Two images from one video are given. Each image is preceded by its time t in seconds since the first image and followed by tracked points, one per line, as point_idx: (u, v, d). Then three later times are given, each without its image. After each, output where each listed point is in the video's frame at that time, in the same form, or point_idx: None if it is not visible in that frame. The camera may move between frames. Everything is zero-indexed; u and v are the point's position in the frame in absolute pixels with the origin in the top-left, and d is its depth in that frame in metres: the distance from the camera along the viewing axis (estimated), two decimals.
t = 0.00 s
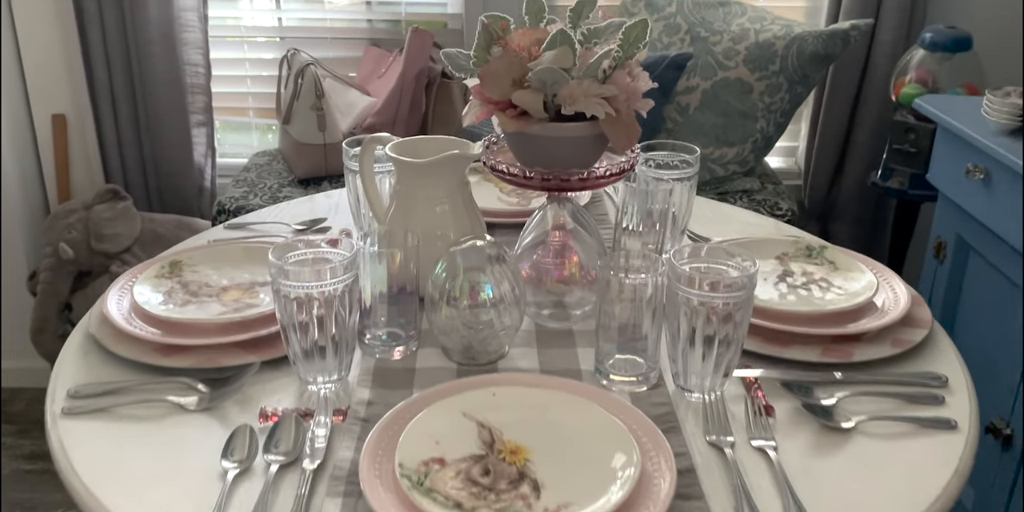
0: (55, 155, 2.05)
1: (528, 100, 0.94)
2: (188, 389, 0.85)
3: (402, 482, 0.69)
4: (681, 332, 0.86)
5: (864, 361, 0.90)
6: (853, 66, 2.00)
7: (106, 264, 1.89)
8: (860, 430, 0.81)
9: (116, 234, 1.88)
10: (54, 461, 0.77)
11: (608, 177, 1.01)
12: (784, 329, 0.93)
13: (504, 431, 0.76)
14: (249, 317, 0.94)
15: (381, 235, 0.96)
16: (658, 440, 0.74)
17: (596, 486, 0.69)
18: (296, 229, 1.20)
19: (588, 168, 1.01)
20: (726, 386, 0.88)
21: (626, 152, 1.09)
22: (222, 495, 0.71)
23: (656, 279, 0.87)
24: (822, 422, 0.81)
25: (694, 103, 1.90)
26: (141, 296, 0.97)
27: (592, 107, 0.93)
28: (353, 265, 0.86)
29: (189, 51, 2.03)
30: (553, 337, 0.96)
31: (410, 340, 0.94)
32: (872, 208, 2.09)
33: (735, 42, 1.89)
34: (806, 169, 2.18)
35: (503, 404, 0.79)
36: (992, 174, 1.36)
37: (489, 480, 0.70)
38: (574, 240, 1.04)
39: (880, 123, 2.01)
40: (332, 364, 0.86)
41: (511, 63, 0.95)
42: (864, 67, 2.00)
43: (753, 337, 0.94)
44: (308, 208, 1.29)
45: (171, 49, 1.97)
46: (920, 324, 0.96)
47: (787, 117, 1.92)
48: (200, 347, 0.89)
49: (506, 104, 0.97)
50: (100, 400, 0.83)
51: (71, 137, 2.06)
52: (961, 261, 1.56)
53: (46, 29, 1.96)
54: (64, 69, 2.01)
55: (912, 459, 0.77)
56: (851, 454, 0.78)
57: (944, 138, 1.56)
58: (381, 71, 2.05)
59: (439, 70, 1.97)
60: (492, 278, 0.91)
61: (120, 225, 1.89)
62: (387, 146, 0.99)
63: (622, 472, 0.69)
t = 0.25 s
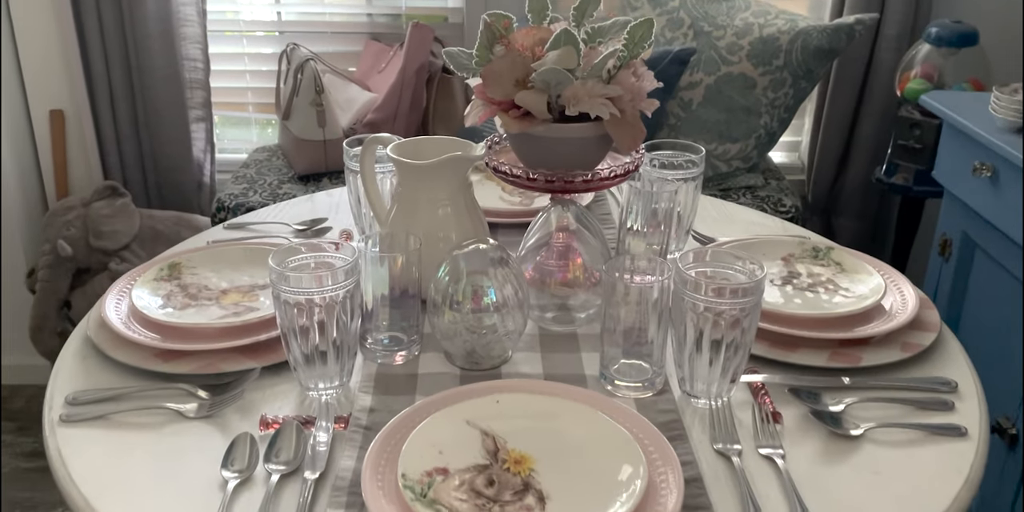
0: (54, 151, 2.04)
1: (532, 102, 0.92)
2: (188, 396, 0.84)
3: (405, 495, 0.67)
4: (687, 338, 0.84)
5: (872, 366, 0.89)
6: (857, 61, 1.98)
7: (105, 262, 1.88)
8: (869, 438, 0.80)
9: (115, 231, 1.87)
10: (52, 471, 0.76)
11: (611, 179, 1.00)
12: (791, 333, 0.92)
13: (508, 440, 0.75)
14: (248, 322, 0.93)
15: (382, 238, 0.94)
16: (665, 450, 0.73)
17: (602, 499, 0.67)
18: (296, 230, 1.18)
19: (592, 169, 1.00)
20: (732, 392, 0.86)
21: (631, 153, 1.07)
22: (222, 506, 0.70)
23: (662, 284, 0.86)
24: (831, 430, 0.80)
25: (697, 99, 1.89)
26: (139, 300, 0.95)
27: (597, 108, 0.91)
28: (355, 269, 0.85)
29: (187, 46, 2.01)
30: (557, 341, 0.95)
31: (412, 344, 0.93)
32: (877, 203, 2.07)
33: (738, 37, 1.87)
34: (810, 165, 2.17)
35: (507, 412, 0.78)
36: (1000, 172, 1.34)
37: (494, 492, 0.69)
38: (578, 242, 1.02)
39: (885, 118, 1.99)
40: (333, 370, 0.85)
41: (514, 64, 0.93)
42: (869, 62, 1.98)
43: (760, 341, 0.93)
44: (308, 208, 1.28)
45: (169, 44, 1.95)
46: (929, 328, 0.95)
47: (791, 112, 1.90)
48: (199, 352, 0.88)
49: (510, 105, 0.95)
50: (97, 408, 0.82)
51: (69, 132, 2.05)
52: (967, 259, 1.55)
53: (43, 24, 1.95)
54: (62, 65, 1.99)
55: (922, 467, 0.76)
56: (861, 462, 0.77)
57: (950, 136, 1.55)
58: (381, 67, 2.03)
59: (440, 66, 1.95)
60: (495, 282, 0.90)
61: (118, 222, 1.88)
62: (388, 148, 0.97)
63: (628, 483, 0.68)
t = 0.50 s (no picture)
0: (51, 141, 2.03)
1: (534, 96, 0.91)
2: (188, 395, 0.83)
3: (408, 499, 0.67)
4: (692, 336, 0.84)
5: (879, 363, 0.88)
6: (861, 50, 1.97)
7: (104, 253, 1.87)
8: (876, 437, 0.79)
9: (114, 222, 1.87)
10: (51, 472, 0.75)
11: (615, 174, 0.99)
12: (797, 330, 0.91)
13: (511, 441, 0.74)
14: (249, 320, 0.92)
15: (384, 234, 0.92)
16: (671, 452, 0.72)
17: (607, 502, 0.67)
18: (296, 224, 1.17)
19: (596, 164, 0.99)
20: (738, 391, 0.86)
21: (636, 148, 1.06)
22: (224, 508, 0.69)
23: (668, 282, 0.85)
24: (838, 429, 0.80)
25: (700, 88, 1.87)
26: (138, 297, 0.94)
27: (601, 103, 0.90)
28: (356, 268, 0.84)
29: (185, 35, 1.99)
30: (560, 338, 0.94)
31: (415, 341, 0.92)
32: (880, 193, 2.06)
33: (741, 26, 1.86)
34: (813, 154, 2.15)
35: (511, 413, 0.77)
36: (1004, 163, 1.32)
37: (498, 494, 0.68)
38: (581, 237, 1.01)
39: (889, 107, 1.97)
40: (335, 369, 0.84)
41: (516, 57, 0.92)
42: (873, 51, 1.97)
43: (765, 338, 0.93)
44: (309, 201, 1.27)
45: (166, 34, 1.93)
46: (936, 324, 0.94)
47: (794, 102, 1.89)
48: (199, 350, 0.87)
49: (511, 99, 0.93)
50: (97, 407, 0.81)
51: (66, 122, 2.03)
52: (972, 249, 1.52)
53: (39, 13, 1.93)
54: (58, 54, 1.97)
55: (930, 467, 0.76)
56: (868, 463, 0.76)
57: (955, 126, 1.53)
58: (381, 55, 2.01)
59: (440, 55, 1.93)
60: (498, 279, 0.89)
61: (117, 213, 1.87)
62: (389, 142, 0.96)
63: (633, 486, 0.67)
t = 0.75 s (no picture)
0: (50, 122, 2.01)
1: (536, 78, 0.90)
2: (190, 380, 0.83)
3: (411, 485, 0.66)
4: (695, 321, 0.83)
5: (883, 347, 0.88)
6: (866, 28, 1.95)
7: (105, 235, 1.86)
8: (880, 422, 0.79)
9: (114, 203, 1.86)
10: (53, 458, 0.75)
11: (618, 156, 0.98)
12: (800, 314, 0.91)
13: (514, 427, 0.74)
14: (250, 304, 0.91)
15: (386, 217, 0.92)
16: (675, 437, 0.72)
17: (611, 488, 0.66)
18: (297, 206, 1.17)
19: (599, 145, 0.98)
20: (742, 375, 0.85)
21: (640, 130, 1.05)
22: (227, 494, 0.69)
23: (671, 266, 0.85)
24: (842, 414, 0.79)
25: (703, 67, 1.85)
26: (139, 281, 0.94)
27: (604, 84, 0.89)
28: (357, 252, 0.83)
29: (183, 14, 1.97)
30: (563, 322, 0.93)
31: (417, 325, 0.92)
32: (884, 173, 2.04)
33: (745, 4, 1.83)
34: (816, 133, 2.14)
35: (514, 398, 0.77)
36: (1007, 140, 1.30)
37: (501, 480, 0.68)
38: (583, 220, 1.00)
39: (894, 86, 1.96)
40: (337, 354, 0.84)
41: (518, 37, 0.90)
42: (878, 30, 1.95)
43: (769, 321, 0.92)
44: (309, 183, 1.26)
45: (164, 12, 1.91)
46: (941, 307, 0.94)
47: (798, 81, 1.87)
48: (201, 335, 0.87)
49: (513, 81, 0.92)
50: (98, 392, 0.81)
51: (64, 102, 2.02)
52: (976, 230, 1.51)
53: None
54: (55, 33, 1.95)
55: (934, 452, 0.75)
56: (872, 447, 0.76)
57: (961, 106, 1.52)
58: (381, 34, 1.99)
59: (440, 34, 1.91)
60: (500, 262, 0.88)
61: (117, 194, 1.86)
62: (390, 124, 0.95)
63: (637, 471, 0.67)
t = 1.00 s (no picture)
0: (49, 109, 2.01)
1: (539, 65, 0.89)
2: (193, 369, 0.83)
3: (414, 475, 0.67)
4: (697, 309, 0.83)
5: (885, 334, 0.88)
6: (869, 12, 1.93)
7: (105, 222, 1.86)
8: (882, 410, 0.79)
9: (114, 191, 1.85)
10: (57, 448, 0.75)
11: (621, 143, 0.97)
12: (802, 301, 0.91)
13: (517, 416, 0.74)
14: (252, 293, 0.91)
15: (388, 206, 0.92)
16: (677, 426, 0.72)
17: (614, 477, 0.66)
18: (298, 194, 1.16)
19: (601, 132, 0.98)
20: (744, 363, 0.85)
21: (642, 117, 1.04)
22: (230, 483, 0.69)
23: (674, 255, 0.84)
24: (844, 402, 0.80)
25: (705, 53, 1.84)
26: (140, 270, 0.94)
27: (605, 72, 0.88)
28: (359, 241, 0.83)
29: None
30: (565, 310, 0.93)
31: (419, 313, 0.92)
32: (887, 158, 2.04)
33: None
34: (818, 119, 2.13)
35: (516, 387, 0.77)
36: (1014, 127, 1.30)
37: (504, 469, 0.68)
38: (584, 208, 1.00)
39: (897, 71, 1.95)
40: (339, 342, 0.84)
41: (518, 23, 0.90)
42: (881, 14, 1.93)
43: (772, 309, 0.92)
44: (310, 171, 1.26)
45: None
46: (943, 295, 0.94)
47: (801, 66, 1.86)
48: (203, 324, 0.87)
49: (515, 68, 0.92)
50: (101, 382, 0.81)
51: (64, 89, 2.01)
52: (977, 216, 1.51)
53: None
54: (53, 20, 1.94)
55: (936, 439, 0.76)
56: (874, 435, 0.76)
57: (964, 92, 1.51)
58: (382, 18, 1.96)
59: (441, 19, 1.90)
60: (502, 251, 0.88)
61: (117, 181, 1.86)
62: (391, 112, 0.95)
63: (640, 460, 0.67)
